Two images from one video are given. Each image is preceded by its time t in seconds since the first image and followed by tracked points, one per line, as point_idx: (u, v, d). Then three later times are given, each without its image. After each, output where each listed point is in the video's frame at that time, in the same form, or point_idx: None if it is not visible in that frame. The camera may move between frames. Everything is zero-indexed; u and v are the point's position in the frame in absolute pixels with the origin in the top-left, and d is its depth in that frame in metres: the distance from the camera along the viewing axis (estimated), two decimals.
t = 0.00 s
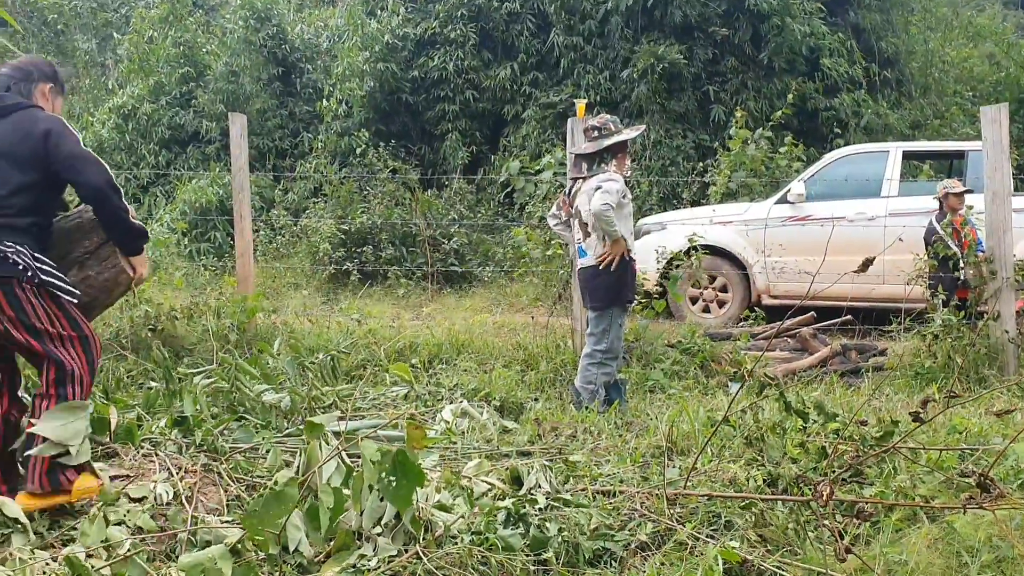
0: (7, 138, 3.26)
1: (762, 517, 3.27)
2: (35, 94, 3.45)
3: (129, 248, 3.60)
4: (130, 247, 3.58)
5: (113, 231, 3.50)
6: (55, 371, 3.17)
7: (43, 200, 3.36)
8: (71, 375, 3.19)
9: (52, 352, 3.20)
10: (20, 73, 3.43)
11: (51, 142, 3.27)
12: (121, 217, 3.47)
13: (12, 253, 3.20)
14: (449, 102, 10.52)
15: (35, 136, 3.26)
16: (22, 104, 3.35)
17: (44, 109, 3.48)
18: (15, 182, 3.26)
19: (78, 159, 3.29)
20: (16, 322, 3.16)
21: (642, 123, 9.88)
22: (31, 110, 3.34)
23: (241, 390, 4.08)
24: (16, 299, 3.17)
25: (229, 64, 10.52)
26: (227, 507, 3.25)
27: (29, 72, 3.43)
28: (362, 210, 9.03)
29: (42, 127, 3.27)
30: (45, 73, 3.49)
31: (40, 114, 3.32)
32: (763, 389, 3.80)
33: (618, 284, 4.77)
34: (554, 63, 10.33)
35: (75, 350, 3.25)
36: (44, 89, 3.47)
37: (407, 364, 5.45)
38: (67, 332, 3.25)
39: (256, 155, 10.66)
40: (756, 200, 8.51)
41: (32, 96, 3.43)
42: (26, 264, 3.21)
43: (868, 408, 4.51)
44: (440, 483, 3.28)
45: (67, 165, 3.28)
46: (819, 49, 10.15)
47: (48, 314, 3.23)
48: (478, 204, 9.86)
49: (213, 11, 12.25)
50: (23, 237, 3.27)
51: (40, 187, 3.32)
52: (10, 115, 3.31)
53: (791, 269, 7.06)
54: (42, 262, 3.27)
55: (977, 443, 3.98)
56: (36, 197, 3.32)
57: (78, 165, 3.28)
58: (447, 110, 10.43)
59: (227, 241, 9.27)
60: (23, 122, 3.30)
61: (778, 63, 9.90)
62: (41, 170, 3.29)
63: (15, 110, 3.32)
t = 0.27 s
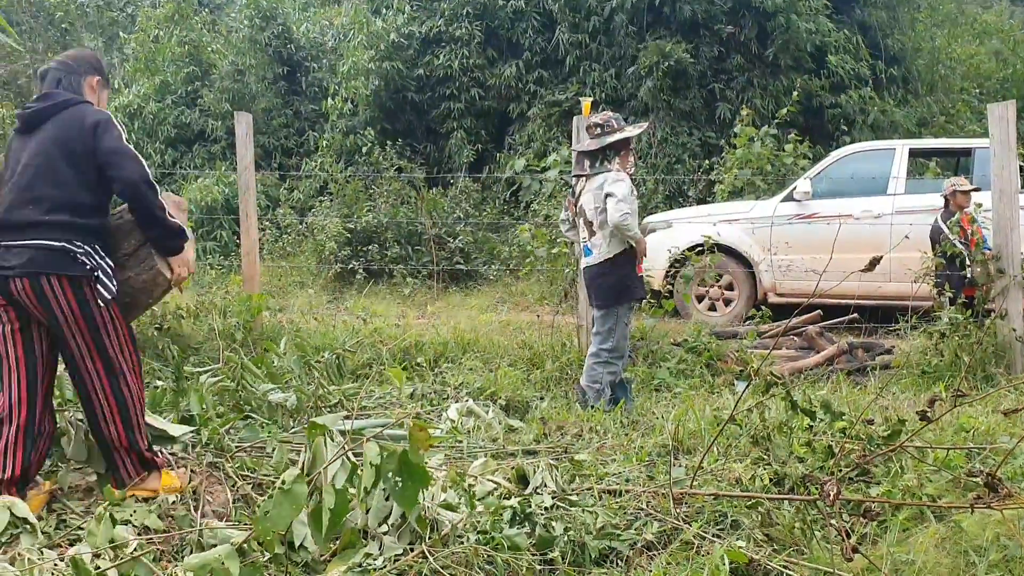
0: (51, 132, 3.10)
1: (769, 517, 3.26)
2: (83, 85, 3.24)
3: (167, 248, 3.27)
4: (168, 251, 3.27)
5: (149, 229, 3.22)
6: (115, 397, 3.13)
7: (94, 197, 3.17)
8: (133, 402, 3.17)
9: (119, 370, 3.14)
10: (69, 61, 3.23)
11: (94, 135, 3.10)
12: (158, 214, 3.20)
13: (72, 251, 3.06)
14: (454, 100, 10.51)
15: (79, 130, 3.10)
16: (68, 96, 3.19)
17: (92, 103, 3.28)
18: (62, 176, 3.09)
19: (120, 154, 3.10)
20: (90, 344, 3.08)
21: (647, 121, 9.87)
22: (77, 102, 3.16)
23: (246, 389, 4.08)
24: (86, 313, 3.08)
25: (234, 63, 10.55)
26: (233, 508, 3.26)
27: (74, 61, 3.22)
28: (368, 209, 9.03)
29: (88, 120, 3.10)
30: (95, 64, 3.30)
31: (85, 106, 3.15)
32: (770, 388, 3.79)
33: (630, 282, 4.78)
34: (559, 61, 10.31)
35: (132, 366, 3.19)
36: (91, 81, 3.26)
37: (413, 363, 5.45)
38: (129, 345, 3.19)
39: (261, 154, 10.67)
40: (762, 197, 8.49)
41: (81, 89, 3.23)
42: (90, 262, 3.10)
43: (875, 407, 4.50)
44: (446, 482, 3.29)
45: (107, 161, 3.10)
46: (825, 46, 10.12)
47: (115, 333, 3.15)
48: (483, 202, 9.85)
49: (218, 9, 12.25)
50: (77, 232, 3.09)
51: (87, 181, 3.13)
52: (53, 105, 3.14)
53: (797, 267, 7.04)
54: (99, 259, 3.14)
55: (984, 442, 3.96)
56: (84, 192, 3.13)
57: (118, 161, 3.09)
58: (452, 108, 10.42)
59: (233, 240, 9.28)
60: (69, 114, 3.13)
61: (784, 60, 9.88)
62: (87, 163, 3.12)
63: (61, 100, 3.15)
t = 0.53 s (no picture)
0: (100, 124, 3.17)
1: (777, 515, 3.26)
2: (136, 75, 3.31)
3: (196, 250, 3.29)
4: (198, 254, 3.30)
5: (178, 231, 3.25)
6: (144, 394, 3.19)
7: (137, 190, 3.22)
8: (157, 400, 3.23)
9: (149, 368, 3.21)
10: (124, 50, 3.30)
11: (136, 131, 3.15)
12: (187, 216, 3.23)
13: (119, 242, 3.14)
14: (459, 98, 10.51)
15: (123, 124, 3.16)
16: (119, 87, 3.25)
17: (144, 92, 3.33)
18: (109, 168, 3.17)
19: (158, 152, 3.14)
20: (125, 337, 3.15)
21: (653, 118, 9.85)
22: (126, 94, 3.22)
23: (254, 387, 4.09)
24: (127, 307, 3.16)
25: (240, 62, 10.57)
26: (241, 507, 3.26)
27: (127, 51, 3.28)
28: (374, 207, 9.04)
29: (131, 115, 3.15)
30: (148, 54, 3.36)
31: (131, 98, 3.20)
32: (778, 385, 3.78)
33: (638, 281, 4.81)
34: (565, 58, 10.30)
35: (159, 365, 3.26)
36: (145, 70, 3.33)
37: (419, 362, 5.46)
38: (159, 344, 3.26)
39: (267, 152, 10.69)
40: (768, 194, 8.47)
41: (134, 79, 3.29)
42: (138, 253, 3.17)
43: (882, 404, 4.49)
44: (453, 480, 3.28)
45: (147, 157, 3.14)
46: (831, 42, 10.10)
47: (151, 332, 3.22)
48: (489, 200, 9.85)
49: (223, 8, 12.25)
50: (122, 225, 3.16)
51: (130, 175, 3.20)
52: (103, 97, 3.20)
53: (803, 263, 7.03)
54: (145, 251, 3.21)
55: (992, 439, 3.96)
56: (128, 185, 3.20)
57: (156, 159, 3.14)
58: (457, 106, 10.42)
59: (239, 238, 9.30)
60: (116, 106, 3.19)
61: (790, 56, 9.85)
62: (129, 156, 3.18)
63: (111, 91, 3.21)
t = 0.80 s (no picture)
0: (134, 129, 3.24)
1: (787, 514, 3.26)
2: (177, 77, 3.37)
3: (217, 262, 3.28)
4: (218, 264, 3.28)
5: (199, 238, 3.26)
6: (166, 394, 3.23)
7: (166, 197, 3.27)
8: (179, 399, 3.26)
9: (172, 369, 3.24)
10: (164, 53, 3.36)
11: (165, 137, 3.20)
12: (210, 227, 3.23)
13: (146, 246, 3.19)
14: (466, 98, 10.51)
15: (153, 129, 3.21)
16: (156, 91, 3.31)
17: (183, 95, 3.40)
18: (139, 173, 3.23)
19: (183, 160, 3.17)
20: (150, 336, 3.22)
21: (659, 118, 9.85)
22: (159, 99, 3.27)
23: (263, 388, 4.11)
24: (153, 307, 3.22)
25: (246, 63, 10.58)
26: (251, 509, 3.27)
27: (167, 54, 3.34)
28: (381, 207, 9.06)
29: (160, 121, 3.20)
30: (190, 57, 3.42)
31: (163, 103, 3.24)
32: (787, 385, 3.78)
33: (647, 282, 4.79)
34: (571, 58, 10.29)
35: (188, 366, 3.30)
36: (186, 74, 3.39)
37: (427, 362, 5.47)
38: (188, 346, 3.31)
39: (274, 153, 10.71)
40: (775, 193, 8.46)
41: (174, 82, 3.36)
42: (164, 258, 3.21)
43: (891, 403, 4.49)
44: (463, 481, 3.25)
45: (173, 163, 3.18)
46: (839, 41, 10.08)
47: (179, 334, 3.28)
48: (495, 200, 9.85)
49: (229, 9, 12.27)
50: (150, 229, 3.21)
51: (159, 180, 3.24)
52: (139, 102, 3.27)
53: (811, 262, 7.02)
54: (172, 256, 3.25)
55: (1003, 438, 3.95)
56: (157, 190, 3.25)
57: (182, 166, 3.17)
58: (463, 106, 10.42)
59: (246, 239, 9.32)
60: (149, 111, 3.25)
61: (797, 55, 9.84)
62: (158, 161, 3.23)
63: (147, 96, 3.28)
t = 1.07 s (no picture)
0: (158, 159, 3.29)
1: (796, 519, 3.26)
2: (204, 103, 3.39)
3: (243, 287, 3.27)
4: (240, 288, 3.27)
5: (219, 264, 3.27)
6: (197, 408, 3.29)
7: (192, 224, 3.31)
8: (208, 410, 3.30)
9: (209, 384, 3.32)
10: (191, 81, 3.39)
11: (183, 168, 3.22)
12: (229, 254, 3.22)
13: (168, 273, 3.26)
14: (472, 102, 10.52)
15: (172, 160, 3.24)
16: (182, 120, 3.35)
17: (211, 122, 3.41)
18: (162, 202, 3.28)
19: (199, 190, 3.18)
20: (181, 359, 3.30)
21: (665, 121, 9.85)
22: (182, 129, 3.29)
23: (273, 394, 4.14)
24: (181, 328, 3.29)
25: (252, 68, 10.58)
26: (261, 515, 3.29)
27: (191, 83, 3.37)
28: (387, 211, 9.08)
29: (178, 152, 3.22)
30: (217, 81, 3.43)
31: (184, 133, 3.26)
32: (795, 389, 3.78)
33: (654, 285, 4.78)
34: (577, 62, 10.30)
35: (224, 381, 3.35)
36: (215, 100, 3.41)
37: (435, 366, 5.48)
38: (224, 367, 3.36)
39: (280, 158, 10.73)
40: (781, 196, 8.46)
41: (200, 110, 3.38)
42: (186, 283, 3.27)
43: (899, 406, 4.48)
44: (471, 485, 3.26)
45: (190, 193, 3.20)
46: (845, 43, 10.08)
47: (214, 351, 3.33)
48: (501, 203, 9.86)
49: (236, 14, 12.30)
50: (174, 256, 3.28)
51: (181, 209, 3.28)
52: (162, 133, 3.31)
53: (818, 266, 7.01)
54: (196, 280, 3.30)
55: (1011, 442, 3.94)
56: (180, 219, 3.29)
57: (198, 196, 3.18)
58: (469, 111, 10.44)
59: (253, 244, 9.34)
60: (172, 142, 3.28)
61: (803, 58, 9.84)
62: (180, 190, 3.26)
63: (169, 127, 3.32)
